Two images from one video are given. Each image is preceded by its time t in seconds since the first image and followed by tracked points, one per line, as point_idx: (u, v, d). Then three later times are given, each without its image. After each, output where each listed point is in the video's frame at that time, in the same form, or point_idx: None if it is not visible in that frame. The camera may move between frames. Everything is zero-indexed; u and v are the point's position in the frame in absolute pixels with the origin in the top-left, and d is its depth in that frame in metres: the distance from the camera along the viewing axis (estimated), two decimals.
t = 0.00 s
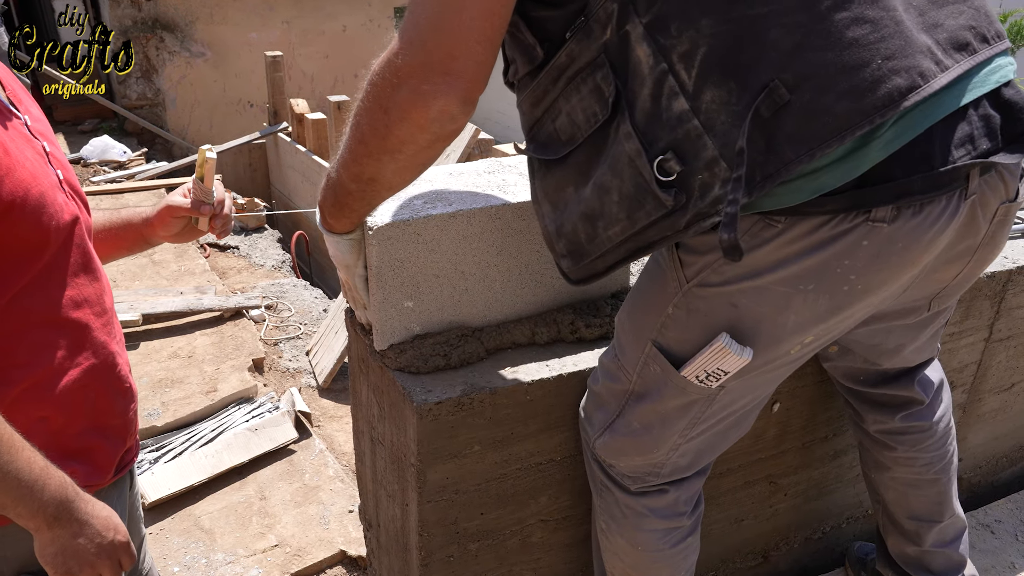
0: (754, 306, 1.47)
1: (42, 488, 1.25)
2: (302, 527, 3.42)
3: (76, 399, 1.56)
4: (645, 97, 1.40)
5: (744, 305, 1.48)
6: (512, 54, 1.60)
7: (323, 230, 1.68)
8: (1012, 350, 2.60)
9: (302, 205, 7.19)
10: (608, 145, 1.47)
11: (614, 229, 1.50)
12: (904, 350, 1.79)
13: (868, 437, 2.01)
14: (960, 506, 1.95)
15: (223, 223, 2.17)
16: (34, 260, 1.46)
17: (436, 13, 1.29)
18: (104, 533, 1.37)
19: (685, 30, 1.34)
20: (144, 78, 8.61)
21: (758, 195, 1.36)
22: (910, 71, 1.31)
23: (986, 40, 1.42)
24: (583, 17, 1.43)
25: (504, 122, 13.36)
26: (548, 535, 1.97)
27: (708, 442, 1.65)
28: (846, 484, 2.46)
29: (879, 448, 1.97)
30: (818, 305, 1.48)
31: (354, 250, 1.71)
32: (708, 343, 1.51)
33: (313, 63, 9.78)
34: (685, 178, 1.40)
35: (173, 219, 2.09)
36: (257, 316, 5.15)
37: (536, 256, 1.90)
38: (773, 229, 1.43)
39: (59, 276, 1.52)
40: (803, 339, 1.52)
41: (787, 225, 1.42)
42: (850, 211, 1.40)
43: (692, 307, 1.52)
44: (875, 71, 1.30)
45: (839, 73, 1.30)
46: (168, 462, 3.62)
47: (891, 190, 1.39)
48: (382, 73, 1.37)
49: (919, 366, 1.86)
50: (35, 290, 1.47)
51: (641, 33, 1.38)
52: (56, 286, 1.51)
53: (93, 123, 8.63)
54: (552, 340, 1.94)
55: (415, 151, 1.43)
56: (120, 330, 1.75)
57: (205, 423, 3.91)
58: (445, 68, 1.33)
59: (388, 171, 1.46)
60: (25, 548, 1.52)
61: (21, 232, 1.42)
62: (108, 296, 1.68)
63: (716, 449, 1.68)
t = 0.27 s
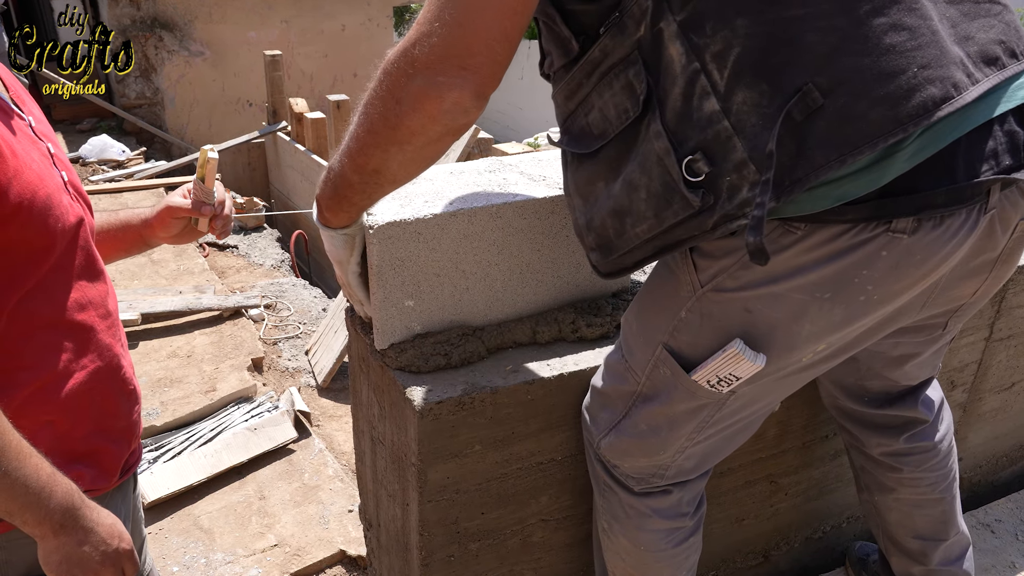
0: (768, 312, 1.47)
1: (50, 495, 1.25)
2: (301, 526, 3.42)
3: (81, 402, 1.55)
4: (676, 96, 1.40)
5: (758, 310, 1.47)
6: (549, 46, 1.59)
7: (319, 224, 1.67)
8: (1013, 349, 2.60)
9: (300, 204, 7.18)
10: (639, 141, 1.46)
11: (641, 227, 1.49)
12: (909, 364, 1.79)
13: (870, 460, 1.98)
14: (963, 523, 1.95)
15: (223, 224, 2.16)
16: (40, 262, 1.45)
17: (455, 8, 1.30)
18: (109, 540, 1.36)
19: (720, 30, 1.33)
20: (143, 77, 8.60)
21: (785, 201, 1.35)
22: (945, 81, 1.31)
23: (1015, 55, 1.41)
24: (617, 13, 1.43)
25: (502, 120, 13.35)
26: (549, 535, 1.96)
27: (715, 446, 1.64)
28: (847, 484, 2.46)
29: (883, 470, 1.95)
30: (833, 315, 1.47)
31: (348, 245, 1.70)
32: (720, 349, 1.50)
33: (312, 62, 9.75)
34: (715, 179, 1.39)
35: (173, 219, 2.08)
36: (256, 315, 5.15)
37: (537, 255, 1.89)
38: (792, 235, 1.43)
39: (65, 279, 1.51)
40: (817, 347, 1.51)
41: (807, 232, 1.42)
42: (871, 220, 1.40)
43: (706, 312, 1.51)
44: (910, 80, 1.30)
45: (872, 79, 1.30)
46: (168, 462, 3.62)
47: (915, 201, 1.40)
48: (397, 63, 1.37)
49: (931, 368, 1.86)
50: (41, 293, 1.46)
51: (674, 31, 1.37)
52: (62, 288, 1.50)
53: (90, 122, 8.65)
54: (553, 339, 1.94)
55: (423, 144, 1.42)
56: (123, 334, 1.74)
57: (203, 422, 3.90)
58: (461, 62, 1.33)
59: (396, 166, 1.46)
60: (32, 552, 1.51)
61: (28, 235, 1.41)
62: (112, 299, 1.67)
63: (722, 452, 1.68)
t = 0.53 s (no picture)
0: (770, 313, 1.47)
1: (60, 490, 1.25)
2: (300, 525, 3.42)
3: (87, 401, 1.55)
4: (680, 86, 1.39)
5: (760, 313, 1.47)
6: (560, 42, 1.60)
7: (316, 218, 1.68)
8: (1012, 348, 2.60)
9: (299, 203, 7.18)
10: (644, 133, 1.46)
11: (645, 221, 1.48)
12: (907, 369, 1.78)
13: (866, 463, 1.99)
14: (960, 523, 1.94)
15: (225, 223, 2.16)
16: (48, 260, 1.44)
17: None
18: (118, 535, 1.37)
19: (725, 20, 1.33)
20: (142, 75, 8.59)
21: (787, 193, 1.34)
22: (949, 74, 1.30)
23: (1022, 59, 1.41)
24: (624, 4, 1.42)
25: (502, 119, 13.32)
26: (548, 533, 1.96)
27: (716, 447, 1.64)
28: (846, 483, 2.46)
29: (880, 472, 1.95)
30: (834, 319, 1.47)
31: (343, 240, 1.71)
32: (721, 350, 1.50)
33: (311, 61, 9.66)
34: (716, 171, 1.38)
35: (175, 218, 2.08)
36: (255, 313, 5.15)
37: (537, 252, 1.89)
38: (795, 238, 1.43)
39: (73, 277, 1.51)
40: (818, 351, 1.51)
41: (809, 234, 1.42)
42: (876, 223, 1.40)
43: (707, 313, 1.51)
44: (914, 71, 1.29)
45: (875, 71, 1.29)
46: (167, 460, 3.62)
47: (921, 205, 1.40)
48: (400, 48, 1.38)
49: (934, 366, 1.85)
50: (49, 291, 1.46)
51: (680, 22, 1.37)
52: (69, 286, 1.50)
53: (89, 121, 8.66)
54: (553, 337, 1.93)
55: (423, 130, 1.42)
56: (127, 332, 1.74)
57: (202, 421, 3.90)
58: (463, 46, 1.34)
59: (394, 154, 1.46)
60: (34, 550, 1.51)
61: (36, 233, 1.41)
62: (117, 297, 1.67)
63: (722, 453, 1.68)
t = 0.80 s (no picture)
0: (766, 314, 1.47)
1: (68, 486, 1.26)
2: (299, 526, 3.42)
3: (89, 401, 1.55)
4: (674, 84, 1.39)
5: (756, 313, 1.47)
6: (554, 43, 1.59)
7: (313, 220, 1.67)
8: (1009, 348, 2.60)
9: (298, 203, 7.17)
10: (638, 132, 1.46)
11: (641, 219, 1.47)
12: (903, 367, 1.78)
13: (859, 463, 1.99)
14: (955, 521, 1.95)
15: (224, 224, 2.16)
16: (51, 260, 1.44)
17: None
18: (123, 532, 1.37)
19: (718, 17, 1.33)
20: (140, 76, 8.59)
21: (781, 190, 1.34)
22: (940, 70, 1.31)
23: (1014, 58, 1.41)
24: (618, 4, 1.42)
25: (501, 118, 13.31)
26: (545, 534, 1.96)
27: (712, 447, 1.64)
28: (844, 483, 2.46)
29: (873, 472, 1.95)
30: (829, 319, 1.47)
31: (340, 241, 1.71)
32: (716, 351, 1.50)
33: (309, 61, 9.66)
34: (710, 168, 1.38)
35: (174, 219, 2.08)
36: (253, 314, 5.14)
37: (533, 254, 1.89)
38: (789, 238, 1.43)
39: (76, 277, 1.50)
40: (813, 351, 1.51)
41: (805, 233, 1.42)
42: (871, 222, 1.40)
43: (703, 313, 1.51)
44: (906, 66, 1.29)
45: (868, 69, 1.29)
46: (165, 461, 3.61)
47: (915, 203, 1.40)
48: (396, 48, 1.38)
49: (931, 364, 1.85)
50: (52, 291, 1.45)
51: (673, 20, 1.36)
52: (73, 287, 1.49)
53: (88, 122, 8.65)
54: (549, 338, 1.94)
55: (418, 130, 1.42)
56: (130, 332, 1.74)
57: (201, 422, 3.90)
58: (458, 45, 1.34)
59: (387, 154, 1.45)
60: (33, 551, 1.51)
61: (39, 233, 1.40)
62: (119, 297, 1.67)
63: (719, 453, 1.68)
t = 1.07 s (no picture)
0: (765, 312, 1.47)
1: (69, 486, 1.25)
2: (298, 526, 3.41)
3: (89, 401, 1.54)
4: (670, 85, 1.40)
5: (755, 311, 1.47)
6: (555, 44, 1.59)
7: (310, 220, 1.67)
8: (1007, 347, 2.60)
9: (297, 203, 7.17)
10: (635, 132, 1.47)
11: (639, 218, 1.48)
12: (905, 366, 1.78)
13: (860, 463, 1.99)
14: (955, 522, 1.95)
15: (221, 224, 2.15)
16: (50, 261, 1.43)
17: None
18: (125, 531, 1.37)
19: (713, 17, 1.33)
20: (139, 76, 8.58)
21: (778, 188, 1.34)
22: (936, 69, 1.30)
23: (1010, 56, 1.41)
24: (616, 5, 1.43)
25: (500, 118, 13.31)
26: (544, 535, 1.96)
27: (712, 447, 1.64)
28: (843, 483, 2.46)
29: (874, 473, 1.95)
30: (829, 316, 1.47)
31: (337, 242, 1.70)
32: (715, 350, 1.50)
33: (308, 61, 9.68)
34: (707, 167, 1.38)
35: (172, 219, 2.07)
36: (253, 314, 5.14)
37: (532, 254, 1.89)
38: (789, 235, 1.42)
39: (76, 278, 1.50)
40: (812, 350, 1.51)
41: (804, 230, 1.42)
42: (869, 220, 1.40)
43: (702, 312, 1.51)
44: (901, 66, 1.29)
45: (863, 68, 1.29)
46: (164, 462, 3.61)
47: (912, 200, 1.40)
48: (396, 46, 1.37)
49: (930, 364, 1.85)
50: (53, 292, 1.45)
51: (670, 20, 1.37)
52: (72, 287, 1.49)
53: (86, 122, 8.64)
54: (548, 338, 1.93)
55: (418, 130, 1.42)
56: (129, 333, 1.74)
57: (200, 422, 3.90)
58: (458, 45, 1.34)
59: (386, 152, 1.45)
60: (32, 551, 1.50)
61: (38, 234, 1.40)
62: (118, 298, 1.67)
63: (719, 453, 1.68)
